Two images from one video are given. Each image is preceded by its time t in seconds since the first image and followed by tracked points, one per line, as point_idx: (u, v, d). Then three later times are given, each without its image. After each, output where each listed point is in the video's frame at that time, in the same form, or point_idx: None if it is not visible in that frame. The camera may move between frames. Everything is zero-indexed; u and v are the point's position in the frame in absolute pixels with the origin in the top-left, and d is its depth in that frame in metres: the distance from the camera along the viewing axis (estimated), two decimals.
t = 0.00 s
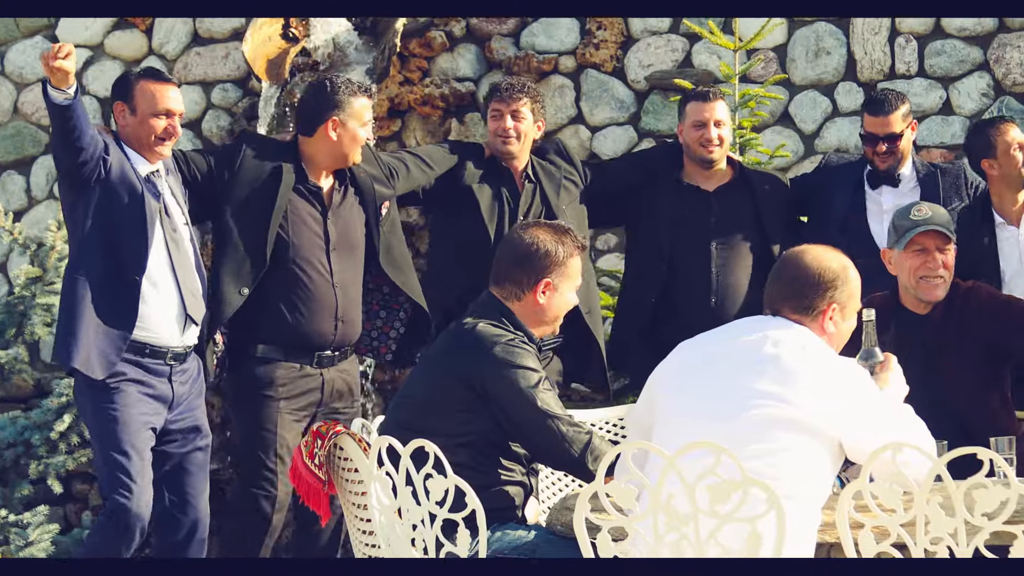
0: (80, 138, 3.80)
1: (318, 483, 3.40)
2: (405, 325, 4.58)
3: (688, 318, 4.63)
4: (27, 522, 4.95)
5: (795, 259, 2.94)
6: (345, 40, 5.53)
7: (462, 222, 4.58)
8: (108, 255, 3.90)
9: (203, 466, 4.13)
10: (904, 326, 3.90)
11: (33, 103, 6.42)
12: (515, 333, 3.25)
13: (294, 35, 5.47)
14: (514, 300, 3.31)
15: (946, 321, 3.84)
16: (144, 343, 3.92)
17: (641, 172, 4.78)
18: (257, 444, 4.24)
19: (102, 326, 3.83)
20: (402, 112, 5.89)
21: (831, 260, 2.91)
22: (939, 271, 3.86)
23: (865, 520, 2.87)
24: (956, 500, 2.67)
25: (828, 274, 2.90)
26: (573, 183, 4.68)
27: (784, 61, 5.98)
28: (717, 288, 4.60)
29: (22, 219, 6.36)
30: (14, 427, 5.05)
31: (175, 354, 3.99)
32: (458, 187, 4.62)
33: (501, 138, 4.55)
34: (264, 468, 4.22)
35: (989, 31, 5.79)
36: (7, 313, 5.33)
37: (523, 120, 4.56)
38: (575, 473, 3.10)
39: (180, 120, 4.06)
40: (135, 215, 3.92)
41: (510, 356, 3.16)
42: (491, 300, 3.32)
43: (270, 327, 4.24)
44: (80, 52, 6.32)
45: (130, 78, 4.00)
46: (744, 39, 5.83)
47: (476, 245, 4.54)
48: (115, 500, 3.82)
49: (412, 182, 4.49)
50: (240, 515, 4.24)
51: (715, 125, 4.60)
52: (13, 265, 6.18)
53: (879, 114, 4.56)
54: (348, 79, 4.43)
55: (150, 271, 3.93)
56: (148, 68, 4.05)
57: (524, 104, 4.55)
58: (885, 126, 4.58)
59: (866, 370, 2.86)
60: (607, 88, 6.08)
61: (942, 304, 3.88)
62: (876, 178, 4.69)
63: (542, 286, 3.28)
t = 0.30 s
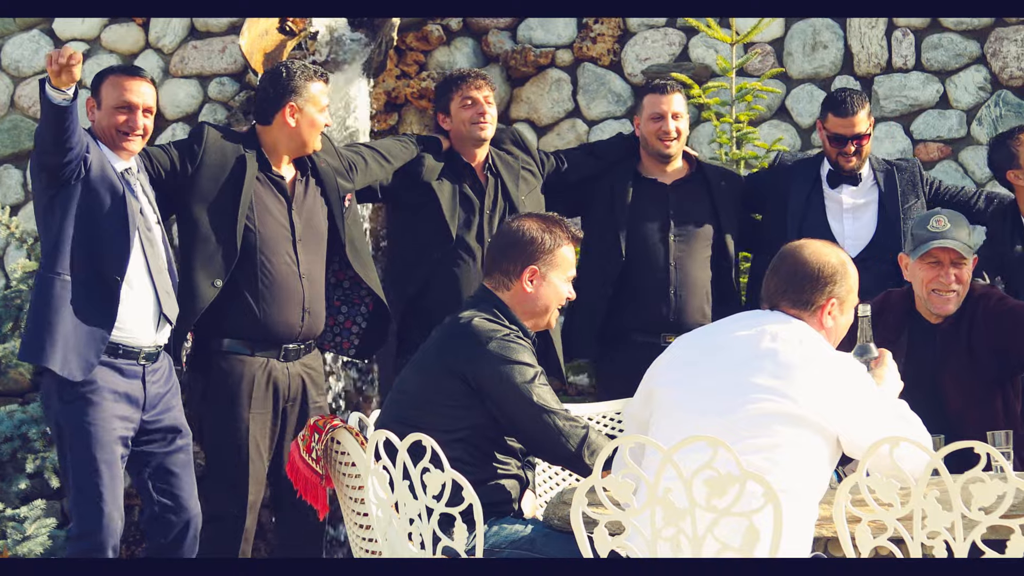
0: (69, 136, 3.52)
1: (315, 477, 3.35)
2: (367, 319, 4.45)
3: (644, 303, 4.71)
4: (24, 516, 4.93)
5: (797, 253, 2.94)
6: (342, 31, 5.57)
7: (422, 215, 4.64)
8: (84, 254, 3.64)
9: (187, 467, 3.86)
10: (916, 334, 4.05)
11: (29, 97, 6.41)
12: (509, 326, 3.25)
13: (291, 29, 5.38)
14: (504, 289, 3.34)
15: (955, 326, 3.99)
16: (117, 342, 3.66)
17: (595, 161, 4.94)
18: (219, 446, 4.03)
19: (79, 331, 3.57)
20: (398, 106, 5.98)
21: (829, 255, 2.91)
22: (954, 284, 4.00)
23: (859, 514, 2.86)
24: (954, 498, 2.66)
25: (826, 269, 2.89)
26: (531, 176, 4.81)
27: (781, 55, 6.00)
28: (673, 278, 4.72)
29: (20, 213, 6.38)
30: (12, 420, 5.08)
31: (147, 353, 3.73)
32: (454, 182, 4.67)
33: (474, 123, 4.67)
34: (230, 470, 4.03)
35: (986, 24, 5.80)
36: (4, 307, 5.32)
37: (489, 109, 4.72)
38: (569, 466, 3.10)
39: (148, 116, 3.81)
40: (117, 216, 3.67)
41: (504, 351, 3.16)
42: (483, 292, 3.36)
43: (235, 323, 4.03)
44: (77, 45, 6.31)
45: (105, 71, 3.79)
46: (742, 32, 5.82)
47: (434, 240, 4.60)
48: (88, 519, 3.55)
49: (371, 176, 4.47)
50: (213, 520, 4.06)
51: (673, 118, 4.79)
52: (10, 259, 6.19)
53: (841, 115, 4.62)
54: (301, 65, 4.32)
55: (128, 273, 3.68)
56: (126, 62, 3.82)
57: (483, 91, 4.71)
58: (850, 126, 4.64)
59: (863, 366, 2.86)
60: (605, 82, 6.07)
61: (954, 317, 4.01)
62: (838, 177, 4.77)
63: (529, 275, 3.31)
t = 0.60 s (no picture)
0: (51, 144, 3.51)
1: (314, 475, 3.35)
2: (321, 324, 4.50)
3: (603, 309, 4.72)
4: (23, 515, 4.93)
5: (802, 253, 2.92)
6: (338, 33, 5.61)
7: (379, 218, 4.63)
8: (65, 257, 3.61)
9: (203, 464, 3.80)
10: (929, 350, 4.09)
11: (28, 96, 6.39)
12: (507, 326, 3.25)
13: (290, 28, 5.39)
14: (501, 289, 3.34)
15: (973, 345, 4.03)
16: (96, 343, 3.65)
17: (560, 164, 4.94)
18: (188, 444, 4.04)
19: (59, 333, 3.52)
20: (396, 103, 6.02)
21: (833, 256, 2.91)
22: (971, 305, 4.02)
23: (858, 514, 2.87)
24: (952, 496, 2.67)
25: (829, 269, 2.89)
26: (495, 179, 4.78)
27: (780, 54, 6.00)
28: (633, 283, 4.73)
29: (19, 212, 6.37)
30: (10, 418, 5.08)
31: (125, 353, 3.71)
32: (425, 183, 4.66)
33: (436, 127, 4.64)
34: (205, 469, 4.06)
35: (985, 23, 5.79)
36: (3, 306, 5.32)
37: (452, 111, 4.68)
38: (569, 465, 3.10)
39: (123, 117, 3.80)
40: (100, 222, 3.65)
41: (502, 350, 3.16)
42: (481, 291, 3.35)
43: (202, 324, 4.01)
44: (76, 44, 6.31)
45: (80, 72, 3.79)
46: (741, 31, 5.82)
47: (394, 243, 4.58)
48: (70, 522, 3.53)
49: (332, 178, 4.42)
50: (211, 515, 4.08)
51: (639, 123, 4.78)
52: (9, 257, 6.18)
53: (813, 133, 4.65)
54: (262, 64, 4.27)
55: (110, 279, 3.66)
56: (101, 62, 3.82)
57: (446, 93, 4.67)
58: (820, 146, 4.67)
59: (862, 366, 2.86)
60: (603, 81, 6.04)
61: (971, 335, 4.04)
62: (804, 188, 4.81)
63: (526, 273, 3.31)
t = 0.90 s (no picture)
0: (42, 103, 3.48)
1: (315, 476, 3.34)
2: (310, 314, 4.48)
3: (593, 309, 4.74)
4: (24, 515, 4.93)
5: (788, 249, 2.95)
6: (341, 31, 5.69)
7: (363, 212, 4.62)
8: (53, 233, 3.58)
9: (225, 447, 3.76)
10: (941, 357, 4.18)
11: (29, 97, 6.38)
12: (509, 326, 3.25)
13: (291, 28, 5.34)
14: (502, 289, 3.34)
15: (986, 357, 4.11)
16: (84, 331, 3.63)
17: (543, 160, 4.93)
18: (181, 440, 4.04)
19: (40, 312, 3.51)
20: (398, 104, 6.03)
21: (824, 251, 2.92)
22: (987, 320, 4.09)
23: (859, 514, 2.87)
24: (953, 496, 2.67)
25: (820, 264, 2.89)
26: (480, 174, 4.76)
27: (780, 54, 6.01)
28: (619, 278, 4.74)
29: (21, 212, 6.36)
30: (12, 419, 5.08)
31: (116, 339, 3.68)
32: (408, 177, 4.65)
33: (419, 122, 4.64)
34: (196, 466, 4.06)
35: (987, 23, 5.78)
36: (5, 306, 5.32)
37: (436, 106, 4.68)
38: (570, 466, 3.10)
39: (112, 108, 3.86)
40: (88, 198, 3.62)
41: (504, 351, 3.16)
42: (482, 291, 3.35)
43: (195, 317, 4.02)
44: (77, 44, 6.30)
45: (69, 62, 3.83)
46: (741, 31, 5.82)
47: (379, 239, 4.58)
48: (66, 512, 3.54)
49: (317, 169, 4.43)
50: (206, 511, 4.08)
51: (624, 120, 4.78)
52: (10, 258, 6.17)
53: (793, 119, 4.66)
54: (244, 55, 4.28)
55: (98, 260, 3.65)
56: (90, 52, 3.86)
57: (433, 87, 4.68)
58: (800, 132, 4.68)
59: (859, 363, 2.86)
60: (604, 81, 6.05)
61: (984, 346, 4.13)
62: (786, 179, 4.78)
63: (525, 272, 3.31)
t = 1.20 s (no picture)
0: (48, 105, 3.49)
1: (319, 476, 3.35)
2: (313, 317, 4.49)
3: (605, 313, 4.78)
4: (28, 516, 4.94)
5: (790, 250, 2.95)
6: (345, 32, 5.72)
7: (364, 216, 4.62)
8: (56, 233, 3.60)
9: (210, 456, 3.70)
10: (949, 347, 4.19)
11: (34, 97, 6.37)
12: (512, 328, 3.25)
13: (295, 29, 5.42)
14: (505, 289, 3.34)
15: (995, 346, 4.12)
16: (85, 334, 3.63)
17: (542, 164, 4.95)
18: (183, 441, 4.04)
19: (51, 310, 3.53)
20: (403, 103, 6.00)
21: (825, 250, 2.92)
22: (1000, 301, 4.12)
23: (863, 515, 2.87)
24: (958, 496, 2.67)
25: (822, 263, 2.90)
26: (478, 177, 4.77)
27: (785, 54, 6.00)
28: (612, 278, 4.74)
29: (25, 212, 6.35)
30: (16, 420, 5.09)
31: (117, 343, 3.69)
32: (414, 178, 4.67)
33: (419, 124, 4.66)
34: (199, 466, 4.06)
35: (991, 23, 5.78)
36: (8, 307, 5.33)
37: (435, 109, 4.71)
38: (576, 466, 3.10)
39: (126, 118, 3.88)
40: (93, 199, 3.65)
41: (507, 352, 3.16)
42: (486, 292, 3.35)
43: (198, 318, 4.02)
44: (81, 45, 6.31)
45: (81, 71, 3.76)
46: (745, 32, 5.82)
47: (381, 240, 4.58)
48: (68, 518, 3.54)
49: (319, 172, 4.46)
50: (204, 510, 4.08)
51: (619, 121, 4.81)
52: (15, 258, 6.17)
53: (780, 108, 4.75)
54: (243, 54, 4.28)
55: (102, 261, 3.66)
56: (97, 60, 3.82)
57: (432, 90, 4.71)
58: (789, 120, 4.75)
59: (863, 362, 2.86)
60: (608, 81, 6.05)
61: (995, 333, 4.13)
62: (782, 177, 4.78)
63: (529, 273, 3.32)
